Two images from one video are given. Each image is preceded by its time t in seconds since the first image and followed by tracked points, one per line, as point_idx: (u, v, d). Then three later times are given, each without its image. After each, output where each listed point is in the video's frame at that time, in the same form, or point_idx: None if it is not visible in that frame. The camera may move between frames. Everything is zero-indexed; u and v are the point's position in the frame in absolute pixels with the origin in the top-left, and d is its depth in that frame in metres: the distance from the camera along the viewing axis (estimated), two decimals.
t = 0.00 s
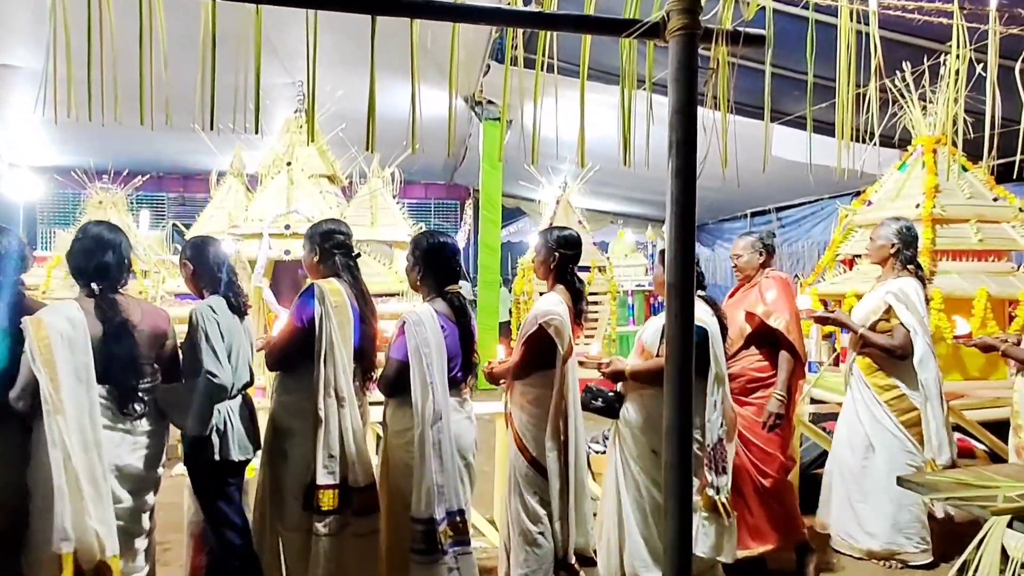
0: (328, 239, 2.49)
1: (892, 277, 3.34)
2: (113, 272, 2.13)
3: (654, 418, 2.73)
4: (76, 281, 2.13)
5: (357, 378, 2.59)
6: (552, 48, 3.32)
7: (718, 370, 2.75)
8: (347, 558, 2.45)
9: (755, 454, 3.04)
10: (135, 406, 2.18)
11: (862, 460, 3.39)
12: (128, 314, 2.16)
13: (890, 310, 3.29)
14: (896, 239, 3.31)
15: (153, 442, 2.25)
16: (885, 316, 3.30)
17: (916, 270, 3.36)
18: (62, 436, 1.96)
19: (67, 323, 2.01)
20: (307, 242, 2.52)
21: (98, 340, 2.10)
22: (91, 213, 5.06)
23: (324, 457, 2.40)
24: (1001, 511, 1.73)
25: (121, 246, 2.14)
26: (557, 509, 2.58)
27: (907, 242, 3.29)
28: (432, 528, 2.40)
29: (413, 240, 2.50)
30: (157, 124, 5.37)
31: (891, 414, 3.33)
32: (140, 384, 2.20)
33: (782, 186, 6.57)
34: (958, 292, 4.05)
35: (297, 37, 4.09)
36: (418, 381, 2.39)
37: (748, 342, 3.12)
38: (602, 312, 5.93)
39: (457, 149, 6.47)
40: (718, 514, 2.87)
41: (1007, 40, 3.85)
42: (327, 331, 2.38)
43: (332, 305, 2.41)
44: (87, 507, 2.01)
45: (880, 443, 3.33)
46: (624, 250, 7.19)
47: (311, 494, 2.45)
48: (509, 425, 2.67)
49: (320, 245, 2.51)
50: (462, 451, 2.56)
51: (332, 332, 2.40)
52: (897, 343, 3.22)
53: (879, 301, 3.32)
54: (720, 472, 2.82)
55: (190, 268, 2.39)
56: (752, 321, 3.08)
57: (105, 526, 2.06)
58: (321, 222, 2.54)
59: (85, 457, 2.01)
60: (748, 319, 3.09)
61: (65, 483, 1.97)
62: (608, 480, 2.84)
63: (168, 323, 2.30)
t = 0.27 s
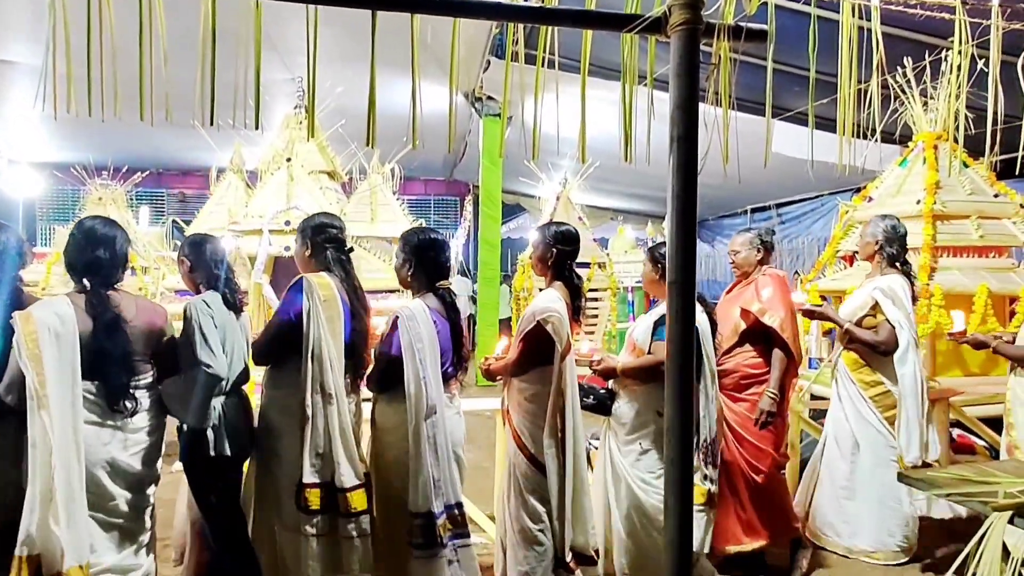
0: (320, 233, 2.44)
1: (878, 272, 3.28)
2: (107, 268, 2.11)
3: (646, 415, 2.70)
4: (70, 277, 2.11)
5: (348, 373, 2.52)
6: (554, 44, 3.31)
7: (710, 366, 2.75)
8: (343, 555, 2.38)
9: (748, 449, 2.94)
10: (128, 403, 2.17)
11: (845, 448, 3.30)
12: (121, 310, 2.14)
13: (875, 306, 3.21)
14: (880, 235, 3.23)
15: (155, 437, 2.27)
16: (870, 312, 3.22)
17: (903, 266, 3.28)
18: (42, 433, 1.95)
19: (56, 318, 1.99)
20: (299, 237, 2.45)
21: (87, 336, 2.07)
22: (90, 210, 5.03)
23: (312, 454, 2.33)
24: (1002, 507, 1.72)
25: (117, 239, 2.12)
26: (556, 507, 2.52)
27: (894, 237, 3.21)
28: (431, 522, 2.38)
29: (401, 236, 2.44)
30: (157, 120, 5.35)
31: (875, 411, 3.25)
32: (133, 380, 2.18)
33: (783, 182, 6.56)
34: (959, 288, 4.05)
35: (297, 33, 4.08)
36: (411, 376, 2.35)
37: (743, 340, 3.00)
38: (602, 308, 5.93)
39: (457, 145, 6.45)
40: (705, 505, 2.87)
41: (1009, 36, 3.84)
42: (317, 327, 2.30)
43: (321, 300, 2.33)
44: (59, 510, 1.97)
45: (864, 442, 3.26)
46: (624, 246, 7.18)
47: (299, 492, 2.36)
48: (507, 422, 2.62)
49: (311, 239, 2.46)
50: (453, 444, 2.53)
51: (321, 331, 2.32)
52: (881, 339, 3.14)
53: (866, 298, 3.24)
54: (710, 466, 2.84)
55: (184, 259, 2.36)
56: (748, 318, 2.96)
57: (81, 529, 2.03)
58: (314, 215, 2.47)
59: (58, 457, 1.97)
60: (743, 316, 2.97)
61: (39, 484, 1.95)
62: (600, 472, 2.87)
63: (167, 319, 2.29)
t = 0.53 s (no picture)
0: (310, 230, 2.36)
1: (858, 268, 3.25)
2: (105, 265, 2.10)
3: (632, 411, 2.68)
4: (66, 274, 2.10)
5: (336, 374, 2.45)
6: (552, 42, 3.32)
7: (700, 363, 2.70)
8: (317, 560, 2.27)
9: (743, 445, 2.91)
10: (123, 401, 2.16)
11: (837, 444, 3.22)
12: (118, 307, 2.13)
13: (856, 301, 3.18)
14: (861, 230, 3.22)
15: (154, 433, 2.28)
16: (851, 307, 3.20)
17: (885, 261, 3.23)
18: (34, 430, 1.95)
19: (51, 315, 1.98)
20: (288, 234, 2.37)
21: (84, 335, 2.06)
22: (86, 207, 5.02)
23: (290, 455, 2.26)
24: (999, 504, 1.72)
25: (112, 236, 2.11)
26: (552, 506, 2.50)
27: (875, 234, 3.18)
28: (425, 514, 2.33)
29: (389, 233, 2.39)
30: (153, 117, 5.34)
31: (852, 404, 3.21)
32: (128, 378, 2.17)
33: (781, 179, 6.56)
34: (957, 285, 4.05)
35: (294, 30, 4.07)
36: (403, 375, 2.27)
37: (737, 340, 2.92)
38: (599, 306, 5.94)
39: (455, 143, 6.45)
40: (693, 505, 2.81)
41: (1007, 34, 3.84)
42: (302, 327, 2.22)
43: (305, 298, 2.25)
44: (37, 511, 1.97)
45: (840, 433, 3.21)
46: (622, 244, 7.19)
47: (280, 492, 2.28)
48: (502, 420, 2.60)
49: (301, 237, 2.37)
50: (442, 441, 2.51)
51: (304, 326, 2.24)
52: (861, 334, 3.12)
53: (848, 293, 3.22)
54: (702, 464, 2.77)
55: (191, 261, 2.36)
56: (742, 317, 2.88)
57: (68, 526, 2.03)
58: (304, 212, 2.38)
59: (47, 458, 1.96)
60: (737, 315, 2.89)
61: (24, 481, 1.96)
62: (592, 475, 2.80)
63: (162, 317, 2.29)
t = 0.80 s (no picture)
0: (295, 227, 2.31)
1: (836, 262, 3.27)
2: (94, 262, 2.08)
3: (607, 409, 2.67)
4: (58, 272, 2.08)
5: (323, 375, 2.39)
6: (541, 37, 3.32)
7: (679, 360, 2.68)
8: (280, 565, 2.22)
9: (728, 446, 2.89)
10: (116, 400, 2.15)
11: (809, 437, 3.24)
12: (110, 305, 2.12)
13: (835, 296, 3.21)
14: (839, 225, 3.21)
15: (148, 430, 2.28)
16: (830, 301, 3.23)
17: (863, 254, 3.24)
18: (31, 427, 1.95)
19: (47, 312, 1.97)
20: (274, 231, 2.34)
21: (79, 332, 2.05)
22: (75, 205, 4.98)
23: (264, 454, 2.21)
24: (991, 495, 1.73)
25: (101, 235, 2.09)
26: (545, 504, 2.49)
27: (852, 229, 3.19)
28: (414, 504, 2.33)
29: (372, 228, 2.40)
30: (142, 113, 5.31)
31: (828, 395, 3.21)
32: (121, 376, 2.16)
33: (772, 175, 6.57)
34: (947, 280, 4.07)
35: (284, 25, 4.06)
36: (391, 370, 2.27)
37: (724, 337, 2.90)
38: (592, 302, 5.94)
39: (446, 139, 6.44)
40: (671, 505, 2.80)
41: (996, 28, 3.87)
42: (284, 326, 2.18)
43: (289, 295, 2.20)
44: (37, 507, 1.97)
45: (812, 420, 3.24)
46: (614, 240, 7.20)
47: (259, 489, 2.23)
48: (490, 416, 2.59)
49: (286, 234, 2.33)
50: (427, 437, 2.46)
51: (287, 322, 2.20)
52: (839, 327, 3.16)
53: (826, 288, 3.24)
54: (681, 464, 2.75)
55: (193, 257, 2.30)
56: (730, 315, 2.87)
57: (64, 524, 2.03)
58: (288, 208, 2.33)
59: (45, 457, 1.96)
60: (725, 312, 2.88)
61: (22, 478, 1.96)
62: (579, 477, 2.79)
63: (153, 315, 2.29)
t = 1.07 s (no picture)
0: (281, 224, 2.30)
1: (814, 256, 3.27)
2: (75, 261, 2.07)
3: (580, 406, 2.70)
4: (40, 273, 2.07)
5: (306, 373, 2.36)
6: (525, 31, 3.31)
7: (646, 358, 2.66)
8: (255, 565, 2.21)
9: (713, 441, 2.91)
10: (103, 401, 2.14)
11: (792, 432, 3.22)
12: (95, 306, 2.11)
13: (806, 291, 3.24)
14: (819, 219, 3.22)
15: (134, 431, 2.26)
16: (803, 295, 3.25)
17: (840, 248, 3.25)
18: (19, 427, 1.92)
19: (31, 313, 1.97)
20: (260, 228, 2.33)
21: (65, 333, 2.04)
22: (59, 204, 4.93)
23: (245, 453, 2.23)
24: (974, 485, 1.75)
25: (85, 236, 2.09)
26: (532, 500, 2.45)
27: (830, 223, 3.21)
28: (404, 500, 2.35)
29: (352, 225, 2.37)
30: (126, 111, 5.27)
31: (805, 389, 3.22)
32: (107, 377, 2.15)
33: (759, 168, 6.59)
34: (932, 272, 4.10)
35: (267, 22, 4.03)
36: (376, 367, 2.28)
37: (711, 332, 2.92)
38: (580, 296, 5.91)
39: (434, 135, 6.43)
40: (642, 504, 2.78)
41: (979, 22, 3.90)
42: (271, 326, 2.16)
43: (276, 293, 2.19)
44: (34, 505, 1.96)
45: (794, 417, 3.21)
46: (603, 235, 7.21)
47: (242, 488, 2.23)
48: (473, 415, 2.58)
49: (271, 231, 2.32)
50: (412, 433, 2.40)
51: (274, 329, 2.18)
52: (810, 322, 3.18)
53: (798, 283, 3.27)
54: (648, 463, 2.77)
55: (173, 255, 2.27)
56: (718, 310, 2.89)
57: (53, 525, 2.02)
58: (274, 205, 2.32)
59: (36, 459, 1.96)
60: (713, 307, 2.89)
61: (18, 477, 1.93)
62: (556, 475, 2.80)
63: (136, 314, 2.29)
